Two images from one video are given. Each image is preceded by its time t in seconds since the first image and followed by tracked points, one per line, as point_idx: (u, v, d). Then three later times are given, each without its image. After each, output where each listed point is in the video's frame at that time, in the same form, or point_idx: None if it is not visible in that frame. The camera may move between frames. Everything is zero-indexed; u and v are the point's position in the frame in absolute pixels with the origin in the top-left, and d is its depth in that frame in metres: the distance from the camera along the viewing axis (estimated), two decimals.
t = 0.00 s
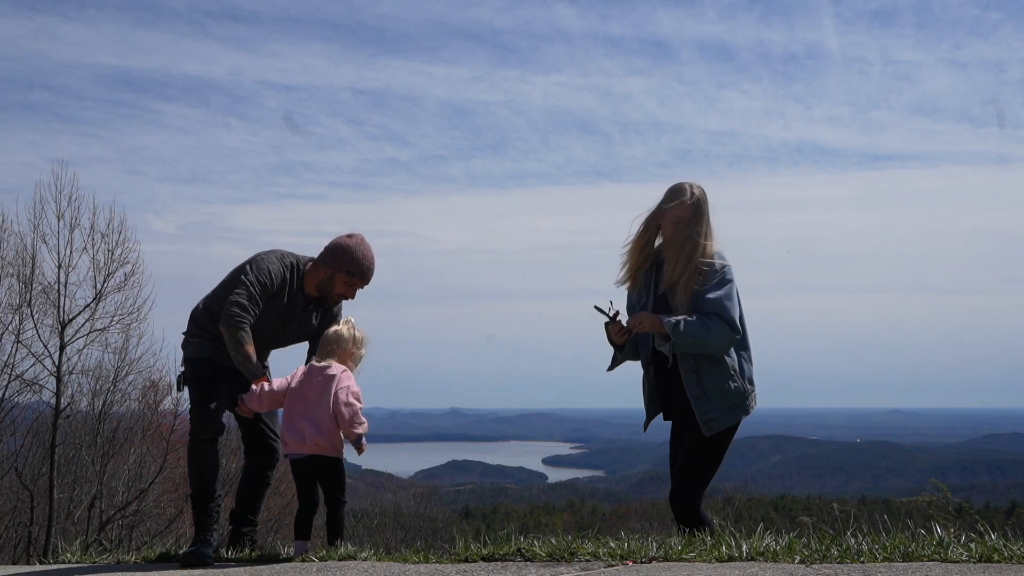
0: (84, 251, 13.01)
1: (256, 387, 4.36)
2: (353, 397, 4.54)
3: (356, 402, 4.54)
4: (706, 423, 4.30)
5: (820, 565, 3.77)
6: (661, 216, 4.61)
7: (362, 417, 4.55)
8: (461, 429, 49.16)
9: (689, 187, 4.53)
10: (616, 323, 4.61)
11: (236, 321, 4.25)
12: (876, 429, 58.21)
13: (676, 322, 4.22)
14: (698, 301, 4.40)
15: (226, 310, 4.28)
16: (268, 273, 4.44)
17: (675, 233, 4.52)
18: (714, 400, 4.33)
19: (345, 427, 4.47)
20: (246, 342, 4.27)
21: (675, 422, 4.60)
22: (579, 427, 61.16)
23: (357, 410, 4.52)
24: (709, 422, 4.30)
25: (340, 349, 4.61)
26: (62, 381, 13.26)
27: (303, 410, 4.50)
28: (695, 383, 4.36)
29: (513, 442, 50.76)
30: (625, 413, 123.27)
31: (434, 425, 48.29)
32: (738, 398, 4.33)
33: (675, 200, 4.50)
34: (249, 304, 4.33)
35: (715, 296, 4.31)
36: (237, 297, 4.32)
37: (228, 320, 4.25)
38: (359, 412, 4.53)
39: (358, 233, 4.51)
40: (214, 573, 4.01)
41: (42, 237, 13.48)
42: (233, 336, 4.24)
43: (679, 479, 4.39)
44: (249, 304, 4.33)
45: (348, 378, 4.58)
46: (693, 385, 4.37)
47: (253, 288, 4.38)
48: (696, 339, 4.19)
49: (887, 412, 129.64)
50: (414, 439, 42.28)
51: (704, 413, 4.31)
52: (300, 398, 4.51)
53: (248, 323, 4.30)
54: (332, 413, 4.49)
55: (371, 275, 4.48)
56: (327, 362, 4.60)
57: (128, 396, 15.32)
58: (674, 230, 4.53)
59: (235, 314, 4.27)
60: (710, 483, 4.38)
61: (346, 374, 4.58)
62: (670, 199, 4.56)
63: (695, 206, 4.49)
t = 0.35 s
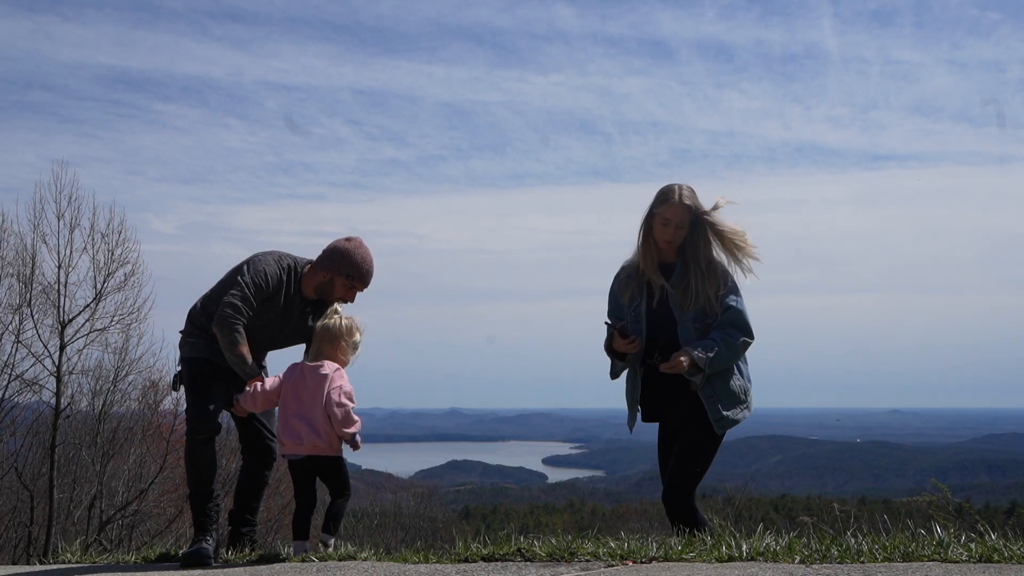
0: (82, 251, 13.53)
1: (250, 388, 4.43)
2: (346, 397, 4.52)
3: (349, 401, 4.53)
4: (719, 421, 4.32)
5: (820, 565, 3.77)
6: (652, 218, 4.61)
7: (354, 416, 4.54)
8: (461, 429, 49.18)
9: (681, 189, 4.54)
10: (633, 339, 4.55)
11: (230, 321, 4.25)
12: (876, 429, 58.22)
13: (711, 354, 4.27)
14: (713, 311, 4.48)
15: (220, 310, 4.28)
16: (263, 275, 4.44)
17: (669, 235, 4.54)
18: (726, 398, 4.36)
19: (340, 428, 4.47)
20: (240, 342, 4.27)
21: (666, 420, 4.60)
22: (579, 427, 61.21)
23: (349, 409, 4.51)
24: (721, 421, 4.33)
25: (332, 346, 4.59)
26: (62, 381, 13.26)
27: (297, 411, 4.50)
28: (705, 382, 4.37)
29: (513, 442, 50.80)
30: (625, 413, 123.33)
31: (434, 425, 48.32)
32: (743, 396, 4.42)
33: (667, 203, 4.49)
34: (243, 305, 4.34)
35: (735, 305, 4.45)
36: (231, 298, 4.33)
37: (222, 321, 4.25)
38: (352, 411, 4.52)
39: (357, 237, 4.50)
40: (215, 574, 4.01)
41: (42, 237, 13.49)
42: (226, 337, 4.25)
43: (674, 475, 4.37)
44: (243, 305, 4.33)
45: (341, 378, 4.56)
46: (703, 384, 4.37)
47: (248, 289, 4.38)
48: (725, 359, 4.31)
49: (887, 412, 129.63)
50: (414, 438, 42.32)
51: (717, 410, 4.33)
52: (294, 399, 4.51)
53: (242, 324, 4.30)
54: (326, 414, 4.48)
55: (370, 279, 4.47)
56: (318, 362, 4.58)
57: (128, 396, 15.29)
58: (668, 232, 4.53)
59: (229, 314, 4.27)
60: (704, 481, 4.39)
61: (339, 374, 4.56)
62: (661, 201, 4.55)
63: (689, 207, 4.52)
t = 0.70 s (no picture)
0: (83, 251, 12.96)
1: (249, 388, 4.38)
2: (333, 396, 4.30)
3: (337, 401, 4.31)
4: (721, 425, 4.37)
5: (820, 565, 3.77)
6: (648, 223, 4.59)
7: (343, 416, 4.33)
8: (461, 429, 49.22)
9: (676, 194, 4.52)
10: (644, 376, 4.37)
11: (229, 323, 4.26)
12: (876, 429, 58.23)
13: (737, 353, 4.25)
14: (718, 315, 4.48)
15: (220, 311, 4.29)
16: (262, 274, 4.44)
17: (665, 241, 4.52)
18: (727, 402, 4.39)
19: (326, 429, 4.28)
20: (239, 343, 4.27)
21: (665, 423, 4.60)
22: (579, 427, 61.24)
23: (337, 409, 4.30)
24: (723, 425, 4.37)
25: (317, 342, 4.34)
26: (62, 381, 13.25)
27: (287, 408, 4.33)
28: (707, 387, 4.38)
29: (513, 442, 50.82)
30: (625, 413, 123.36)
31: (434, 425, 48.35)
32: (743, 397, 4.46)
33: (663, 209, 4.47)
34: (240, 305, 4.34)
35: (738, 310, 4.46)
36: (229, 298, 4.34)
37: (220, 322, 4.26)
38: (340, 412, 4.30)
39: (355, 232, 4.50)
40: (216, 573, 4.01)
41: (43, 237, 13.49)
42: (226, 337, 4.25)
43: (675, 476, 4.37)
44: (241, 305, 4.34)
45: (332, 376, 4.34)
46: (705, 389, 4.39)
47: (247, 289, 4.38)
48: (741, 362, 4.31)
49: (886, 412, 129.65)
50: (413, 438, 42.34)
51: (720, 415, 4.37)
52: (286, 395, 4.34)
53: (241, 324, 4.31)
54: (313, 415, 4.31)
55: (370, 274, 4.47)
56: (310, 358, 4.39)
57: (128, 396, 15.28)
58: (664, 238, 4.52)
59: (228, 315, 4.28)
60: (705, 482, 4.38)
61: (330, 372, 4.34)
62: (656, 207, 4.54)
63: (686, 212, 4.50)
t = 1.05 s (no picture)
0: (83, 251, 13.56)
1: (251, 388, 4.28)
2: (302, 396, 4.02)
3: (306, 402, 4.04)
4: (723, 430, 4.37)
5: (820, 565, 3.77)
6: (650, 231, 4.59)
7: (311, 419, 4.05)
8: (461, 429, 49.24)
9: (679, 202, 4.51)
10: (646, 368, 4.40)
11: (234, 325, 4.27)
12: (875, 429, 58.23)
13: (736, 365, 4.30)
14: (717, 322, 4.50)
15: (223, 314, 4.30)
16: (262, 274, 4.43)
17: (666, 250, 4.53)
18: (726, 408, 4.37)
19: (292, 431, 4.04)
20: (242, 344, 4.27)
21: (665, 425, 4.61)
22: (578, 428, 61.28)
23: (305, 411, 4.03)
24: (726, 430, 4.37)
25: (301, 337, 4.10)
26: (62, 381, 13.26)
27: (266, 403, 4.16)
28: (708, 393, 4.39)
29: (513, 442, 50.85)
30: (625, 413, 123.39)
31: (434, 425, 48.35)
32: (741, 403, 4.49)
33: (665, 220, 4.46)
34: (243, 306, 4.34)
35: (738, 319, 4.49)
36: (230, 300, 4.34)
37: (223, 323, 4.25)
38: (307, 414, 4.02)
39: (353, 227, 4.49)
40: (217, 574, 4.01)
41: (42, 237, 13.51)
42: (229, 338, 4.25)
43: (682, 480, 4.41)
44: (243, 306, 4.34)
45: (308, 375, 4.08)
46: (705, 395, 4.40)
47: (248, 290, 4.37)
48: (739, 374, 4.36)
49: (887, 412, 129.65)
50: (414, 438, 42.37)
51: (723, 420, 4.37)
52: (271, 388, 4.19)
53: (244, 325, 4.32)
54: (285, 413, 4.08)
55: (371, 268, 4.47)
56: (298, 353, 4.15)
57: (129, 396, 15.27)
58: (666, 247, 4.52)
59: (230, 317, 4.28)
60: (712, 484, 4.43)
61: (306, 369, 4.08)
62: (659, 216, 4.53)
63: (689, 221, 4.49)
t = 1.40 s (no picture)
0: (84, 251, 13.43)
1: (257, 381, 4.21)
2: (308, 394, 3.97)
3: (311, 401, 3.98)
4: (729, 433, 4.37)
5: (820, 565, 3.78)
6: (654, 241, 4.60)
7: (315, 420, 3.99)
8: (462, 429, 49.26)
9: (682, 213, 4.52)
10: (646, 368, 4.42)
11: (236, 321, 4.28)
12: (875, 429, 58.19)
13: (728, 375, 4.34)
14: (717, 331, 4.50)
15: (226, 312, 4.31)
16: (266, 273, 4.44)
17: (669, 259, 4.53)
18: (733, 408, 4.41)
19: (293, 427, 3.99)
20: (244, 341, 4.27)
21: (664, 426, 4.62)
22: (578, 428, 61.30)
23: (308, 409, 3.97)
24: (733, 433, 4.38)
25: (317, 334, 4.05)
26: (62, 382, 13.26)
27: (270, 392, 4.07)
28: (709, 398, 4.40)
29: (513, 442, 50.86)
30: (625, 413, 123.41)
31: (434, 425, 48.38)
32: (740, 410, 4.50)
33: (668, 230, 4.47)
34: (247, 304, 4.35)
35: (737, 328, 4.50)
36: (235, 298, 4.35)
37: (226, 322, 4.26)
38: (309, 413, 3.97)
39: (359, 227, 4.49)
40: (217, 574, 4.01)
41: (42, 237, 13.51)
42: (231, 336, 4.26)
43: (685, 481, 4.42)
44: (247, 305, 4.35)
45: (316, 373, 4.01)
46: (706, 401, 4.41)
47: (252, 289, 4.39)
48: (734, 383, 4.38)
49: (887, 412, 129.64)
50: (414, 438, 42.39)
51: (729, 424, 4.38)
52: (276, 377, 4.11)
53: (247, 322, 4.32)
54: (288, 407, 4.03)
55: (376, 269, 4.46)
56: (311, 349, 4.10)
57: (129, 396, 15.27)
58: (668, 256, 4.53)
59: (234, 315, 4.30)
60: (716, 483, 4.45)
61: (315, 367, 4.02)
62: (661, 226, 4.54)
63: (690, 230, 4.50)
